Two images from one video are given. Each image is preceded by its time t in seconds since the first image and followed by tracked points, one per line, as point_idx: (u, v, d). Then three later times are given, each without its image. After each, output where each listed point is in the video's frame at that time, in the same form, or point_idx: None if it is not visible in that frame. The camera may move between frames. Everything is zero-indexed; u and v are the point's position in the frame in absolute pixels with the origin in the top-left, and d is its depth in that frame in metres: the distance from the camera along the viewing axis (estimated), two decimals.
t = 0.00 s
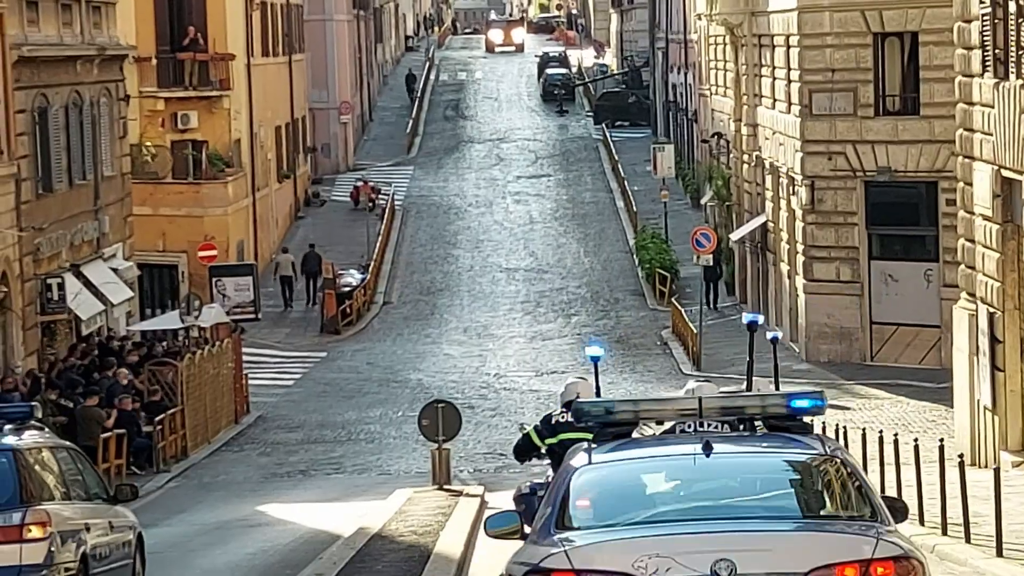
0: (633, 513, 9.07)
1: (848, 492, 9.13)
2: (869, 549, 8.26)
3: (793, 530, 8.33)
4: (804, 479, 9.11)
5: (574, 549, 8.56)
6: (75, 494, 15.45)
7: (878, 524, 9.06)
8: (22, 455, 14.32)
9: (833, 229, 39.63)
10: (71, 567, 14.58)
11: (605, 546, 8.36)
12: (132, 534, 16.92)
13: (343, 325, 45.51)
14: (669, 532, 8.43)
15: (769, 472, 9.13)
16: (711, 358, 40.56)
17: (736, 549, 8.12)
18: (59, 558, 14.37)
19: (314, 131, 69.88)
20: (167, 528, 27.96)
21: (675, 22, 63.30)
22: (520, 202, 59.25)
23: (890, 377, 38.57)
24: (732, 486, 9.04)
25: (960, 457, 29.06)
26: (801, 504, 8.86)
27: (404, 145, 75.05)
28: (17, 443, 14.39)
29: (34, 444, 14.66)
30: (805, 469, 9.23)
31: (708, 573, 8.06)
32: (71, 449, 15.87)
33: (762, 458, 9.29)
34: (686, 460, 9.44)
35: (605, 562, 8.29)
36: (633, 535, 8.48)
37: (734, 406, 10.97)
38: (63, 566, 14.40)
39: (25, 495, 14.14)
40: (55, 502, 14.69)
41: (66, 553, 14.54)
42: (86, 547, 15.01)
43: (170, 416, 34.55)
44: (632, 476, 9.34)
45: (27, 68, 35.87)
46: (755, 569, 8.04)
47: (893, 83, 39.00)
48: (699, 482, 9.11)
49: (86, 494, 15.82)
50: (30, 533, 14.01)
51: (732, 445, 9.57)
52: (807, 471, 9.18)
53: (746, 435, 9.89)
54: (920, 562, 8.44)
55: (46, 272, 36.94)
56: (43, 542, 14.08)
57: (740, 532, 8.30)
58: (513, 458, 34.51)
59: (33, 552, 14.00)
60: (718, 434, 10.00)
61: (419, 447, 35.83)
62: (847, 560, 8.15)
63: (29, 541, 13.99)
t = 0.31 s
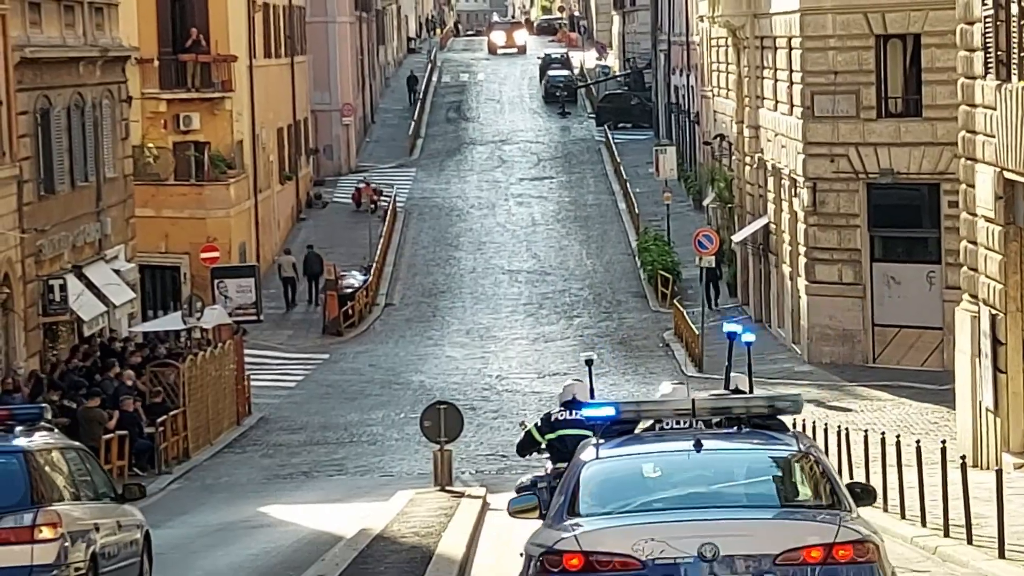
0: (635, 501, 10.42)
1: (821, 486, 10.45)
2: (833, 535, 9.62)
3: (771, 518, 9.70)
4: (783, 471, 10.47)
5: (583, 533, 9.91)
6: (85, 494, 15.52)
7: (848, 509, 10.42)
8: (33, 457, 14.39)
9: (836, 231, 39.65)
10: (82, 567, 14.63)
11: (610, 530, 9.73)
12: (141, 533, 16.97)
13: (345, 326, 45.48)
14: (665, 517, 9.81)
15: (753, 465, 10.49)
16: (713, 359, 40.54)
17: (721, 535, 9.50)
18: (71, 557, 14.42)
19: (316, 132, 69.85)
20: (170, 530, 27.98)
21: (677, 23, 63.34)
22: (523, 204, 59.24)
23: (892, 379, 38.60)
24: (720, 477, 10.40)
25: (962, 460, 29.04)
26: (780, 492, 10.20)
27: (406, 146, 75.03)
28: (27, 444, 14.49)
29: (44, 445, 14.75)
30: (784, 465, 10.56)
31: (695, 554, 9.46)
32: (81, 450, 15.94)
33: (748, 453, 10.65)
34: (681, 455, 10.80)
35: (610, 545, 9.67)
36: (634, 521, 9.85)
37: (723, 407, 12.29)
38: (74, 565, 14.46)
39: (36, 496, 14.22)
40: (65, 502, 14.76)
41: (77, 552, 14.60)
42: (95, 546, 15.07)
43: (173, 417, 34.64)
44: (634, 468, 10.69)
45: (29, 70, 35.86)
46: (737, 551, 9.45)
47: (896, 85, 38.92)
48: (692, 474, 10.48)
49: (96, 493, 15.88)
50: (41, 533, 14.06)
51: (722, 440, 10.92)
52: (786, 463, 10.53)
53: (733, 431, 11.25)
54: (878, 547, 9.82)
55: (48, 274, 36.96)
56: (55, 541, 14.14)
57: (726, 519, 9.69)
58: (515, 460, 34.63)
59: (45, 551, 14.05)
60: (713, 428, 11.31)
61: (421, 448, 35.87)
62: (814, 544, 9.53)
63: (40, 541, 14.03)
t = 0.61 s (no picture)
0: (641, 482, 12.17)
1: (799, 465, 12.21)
2: (807, 505, 11.30)
3: (756, 489, 11.38)
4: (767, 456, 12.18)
5: (595, 503, 11.63)
6: (100, 494, 15.63)
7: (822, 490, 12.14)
8: (50, 458, 14.54)
9: (836, 232, 39.62)
10: (96, 565, 14.75)
11: (619, 500, 11.45)
12: (151, 532, 17.02)
13: (347, 328, 45.47)
14: (663, 490, 11.53)
15: (741, 450, 12.22)
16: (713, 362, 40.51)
17: (713, 505, 11.20)
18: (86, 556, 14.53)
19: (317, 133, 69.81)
20: (172, 531, 27.98)
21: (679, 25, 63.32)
22: (524, 206, 59.24)
23: (893, 381, 38.57)
24: (713, 459, 12.14)
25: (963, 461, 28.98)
26: (763, 473, 11.90)
27: (407, 148, 75.00)
28: (44, 445, 14.63)
29: (59, 446, 14.90)
30: (768, 450, 12.30)
31: (690, 521, 11.18)
32: (96, 450, 16.06)
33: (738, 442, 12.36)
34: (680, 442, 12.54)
35: (618, 513, 11.39)
36: (639, 492, 11.56)
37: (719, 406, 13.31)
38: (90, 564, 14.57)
39: (53, 496, 14.36)
40: (81, 502, 14.89)
41: (92, 551, 14.71)
42: (109, 545, 15.16)
43: (174, 418, 34.70)
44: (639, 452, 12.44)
45: (31, 71, 35.83)
46: (727, 519, 11.15)
47: (897, 86, 38.88)
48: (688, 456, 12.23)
49: (109, 492, 15.98)
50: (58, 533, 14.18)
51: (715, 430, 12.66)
52: (770, 448, 12.24)
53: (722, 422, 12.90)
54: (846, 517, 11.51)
55: (50, 275, 36.95)
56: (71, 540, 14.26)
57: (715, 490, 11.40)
58: (516, 460, 34.73)
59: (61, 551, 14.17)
60: (707, 421, 13.01)
61: (422, 450, 35.88)
62: (791, 513, 11.22)
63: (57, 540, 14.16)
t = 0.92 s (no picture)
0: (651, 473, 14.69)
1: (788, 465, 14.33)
2: (798, 493, 13.05)
3: (752, 479, 13.12)
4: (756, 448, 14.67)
5: (612, 493, 13.36)
6: (110, 497, 16.21)
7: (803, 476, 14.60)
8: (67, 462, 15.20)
9: (851, 234, 38.60)
10: (109, 565, 15.38)
11: (631, 490, 13.20)
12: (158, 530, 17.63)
13: (347, 331, 44.35)
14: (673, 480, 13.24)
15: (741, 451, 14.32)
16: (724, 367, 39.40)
17: (714, 493, 12.95)
18: (101, 555, 15.19)
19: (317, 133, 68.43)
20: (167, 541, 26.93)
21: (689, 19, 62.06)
22: (530, 206, 57.99)
23: (908, 387, 37.44)
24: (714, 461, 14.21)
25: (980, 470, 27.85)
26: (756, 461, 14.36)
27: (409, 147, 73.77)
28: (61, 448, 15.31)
29: (74, 450, 15.55)
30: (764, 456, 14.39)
31: (695, 509, 12.94)
32: (108, 454, 16.62)
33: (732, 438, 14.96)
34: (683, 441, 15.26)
35: (631, 503, 13.15)
36: (647, 482, 13.33)
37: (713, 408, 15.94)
38: (104, 564, 15.21)
39: (69, 498, 15.02)
40: (95, 505, 15.54)
41: (107, 549, 15.36)
42: (121, 546, 15.81)
43: (169, 424, 33.71)
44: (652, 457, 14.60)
45: (23, 68, 34.74)
46: (726, 506, 12.90)
47: (913, 83, 37.90)
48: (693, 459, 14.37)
49: (120, 495, 16.64)
50: (74, 533, 14.83)
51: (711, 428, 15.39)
52: (764, 447, 14.64)
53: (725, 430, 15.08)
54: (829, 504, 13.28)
55: (42, 277, 35.89)
56: (87, 541, 14.92)
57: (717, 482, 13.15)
58: (521, 469, 33.69)
59: (78, 551, 14.85)
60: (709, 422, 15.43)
61: (425, 457, 34.80)
62: (782, 500, 12.98)
63: (73, 541, 14.81)
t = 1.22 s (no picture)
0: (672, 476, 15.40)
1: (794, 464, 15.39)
2: (802, 491, 14.50)
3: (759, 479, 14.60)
4: (774, 455, 15.39)
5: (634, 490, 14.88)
6: (119, 504, 16.60)
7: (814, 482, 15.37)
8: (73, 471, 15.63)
9: (879, 235, 36.28)
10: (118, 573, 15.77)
11: (651, 488, 14.69)
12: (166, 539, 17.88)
13: (344, 339, 42.17)
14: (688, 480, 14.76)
15: (751, 453, 15.41)
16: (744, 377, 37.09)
17: (726, 491, 14.44)
18: (109, 563, 15.57)
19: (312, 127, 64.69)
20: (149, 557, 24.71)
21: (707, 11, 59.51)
22: (538, 204, 55.25)
23: (938, 397, 35.14)
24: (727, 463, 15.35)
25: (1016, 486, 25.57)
26: (770, 468, 15.16)
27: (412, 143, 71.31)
28: (68, 459, 15.69)
29: (80, 461, 15.92)
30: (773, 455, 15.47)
31: (709, 505, 14.43)
32: (115, 463, 16.95)
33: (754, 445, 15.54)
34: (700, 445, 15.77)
35: (651, 500, 14.64)
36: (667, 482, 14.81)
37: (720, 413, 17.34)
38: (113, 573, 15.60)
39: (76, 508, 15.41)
40: (101, 513, 15.90)
41: (115, 558, 15.74)
42: (130, 554, 16.20)
43: (155, 436, 31.50)
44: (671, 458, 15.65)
45: None
46: (738, 503, 14.39)
47: (944, 75, 35.62)
48: (706, 459, 15.49)
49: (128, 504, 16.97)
50: (82, 542, 15.24)
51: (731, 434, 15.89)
52: (772, 452, 15.52)
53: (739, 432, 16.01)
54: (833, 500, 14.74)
55: (21, 281, 33.67)
56: (94, 550, 15.31)
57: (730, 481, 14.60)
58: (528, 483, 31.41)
59: (87, 559, 15.24)
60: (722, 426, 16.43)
61: (426, 471, 32.52)
62: (787, 498, 14.42)
63: (82, 550, 15.21)
